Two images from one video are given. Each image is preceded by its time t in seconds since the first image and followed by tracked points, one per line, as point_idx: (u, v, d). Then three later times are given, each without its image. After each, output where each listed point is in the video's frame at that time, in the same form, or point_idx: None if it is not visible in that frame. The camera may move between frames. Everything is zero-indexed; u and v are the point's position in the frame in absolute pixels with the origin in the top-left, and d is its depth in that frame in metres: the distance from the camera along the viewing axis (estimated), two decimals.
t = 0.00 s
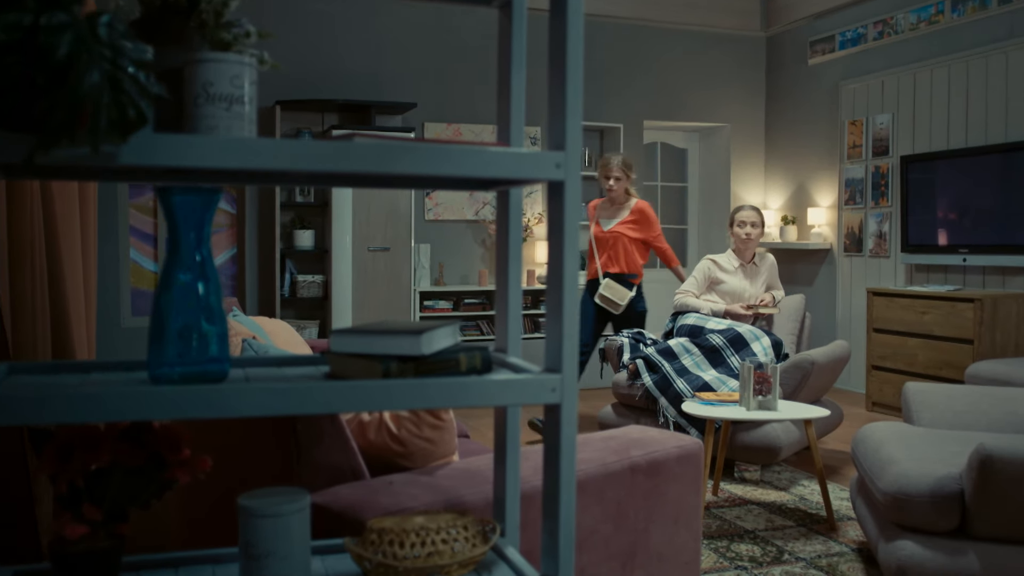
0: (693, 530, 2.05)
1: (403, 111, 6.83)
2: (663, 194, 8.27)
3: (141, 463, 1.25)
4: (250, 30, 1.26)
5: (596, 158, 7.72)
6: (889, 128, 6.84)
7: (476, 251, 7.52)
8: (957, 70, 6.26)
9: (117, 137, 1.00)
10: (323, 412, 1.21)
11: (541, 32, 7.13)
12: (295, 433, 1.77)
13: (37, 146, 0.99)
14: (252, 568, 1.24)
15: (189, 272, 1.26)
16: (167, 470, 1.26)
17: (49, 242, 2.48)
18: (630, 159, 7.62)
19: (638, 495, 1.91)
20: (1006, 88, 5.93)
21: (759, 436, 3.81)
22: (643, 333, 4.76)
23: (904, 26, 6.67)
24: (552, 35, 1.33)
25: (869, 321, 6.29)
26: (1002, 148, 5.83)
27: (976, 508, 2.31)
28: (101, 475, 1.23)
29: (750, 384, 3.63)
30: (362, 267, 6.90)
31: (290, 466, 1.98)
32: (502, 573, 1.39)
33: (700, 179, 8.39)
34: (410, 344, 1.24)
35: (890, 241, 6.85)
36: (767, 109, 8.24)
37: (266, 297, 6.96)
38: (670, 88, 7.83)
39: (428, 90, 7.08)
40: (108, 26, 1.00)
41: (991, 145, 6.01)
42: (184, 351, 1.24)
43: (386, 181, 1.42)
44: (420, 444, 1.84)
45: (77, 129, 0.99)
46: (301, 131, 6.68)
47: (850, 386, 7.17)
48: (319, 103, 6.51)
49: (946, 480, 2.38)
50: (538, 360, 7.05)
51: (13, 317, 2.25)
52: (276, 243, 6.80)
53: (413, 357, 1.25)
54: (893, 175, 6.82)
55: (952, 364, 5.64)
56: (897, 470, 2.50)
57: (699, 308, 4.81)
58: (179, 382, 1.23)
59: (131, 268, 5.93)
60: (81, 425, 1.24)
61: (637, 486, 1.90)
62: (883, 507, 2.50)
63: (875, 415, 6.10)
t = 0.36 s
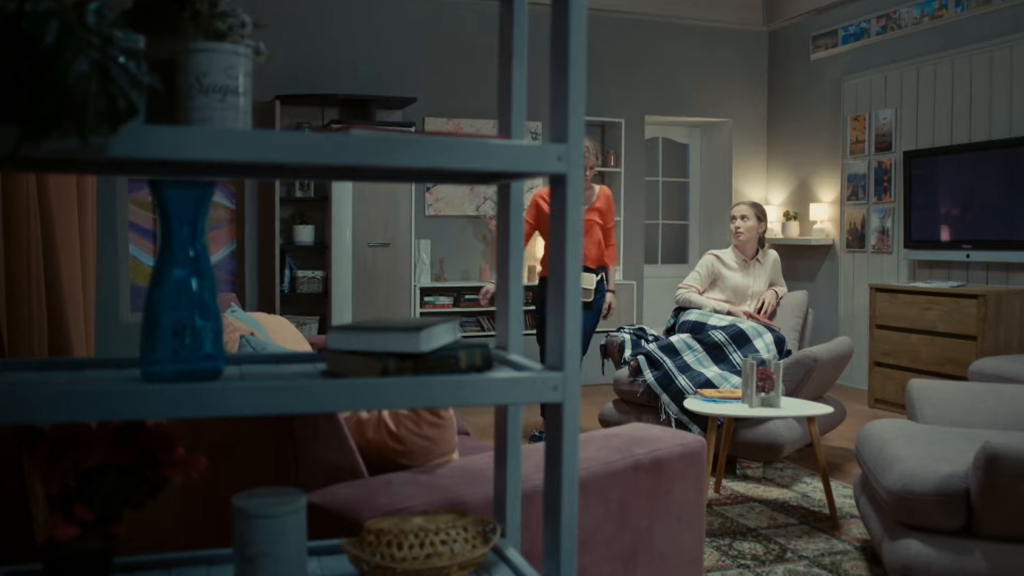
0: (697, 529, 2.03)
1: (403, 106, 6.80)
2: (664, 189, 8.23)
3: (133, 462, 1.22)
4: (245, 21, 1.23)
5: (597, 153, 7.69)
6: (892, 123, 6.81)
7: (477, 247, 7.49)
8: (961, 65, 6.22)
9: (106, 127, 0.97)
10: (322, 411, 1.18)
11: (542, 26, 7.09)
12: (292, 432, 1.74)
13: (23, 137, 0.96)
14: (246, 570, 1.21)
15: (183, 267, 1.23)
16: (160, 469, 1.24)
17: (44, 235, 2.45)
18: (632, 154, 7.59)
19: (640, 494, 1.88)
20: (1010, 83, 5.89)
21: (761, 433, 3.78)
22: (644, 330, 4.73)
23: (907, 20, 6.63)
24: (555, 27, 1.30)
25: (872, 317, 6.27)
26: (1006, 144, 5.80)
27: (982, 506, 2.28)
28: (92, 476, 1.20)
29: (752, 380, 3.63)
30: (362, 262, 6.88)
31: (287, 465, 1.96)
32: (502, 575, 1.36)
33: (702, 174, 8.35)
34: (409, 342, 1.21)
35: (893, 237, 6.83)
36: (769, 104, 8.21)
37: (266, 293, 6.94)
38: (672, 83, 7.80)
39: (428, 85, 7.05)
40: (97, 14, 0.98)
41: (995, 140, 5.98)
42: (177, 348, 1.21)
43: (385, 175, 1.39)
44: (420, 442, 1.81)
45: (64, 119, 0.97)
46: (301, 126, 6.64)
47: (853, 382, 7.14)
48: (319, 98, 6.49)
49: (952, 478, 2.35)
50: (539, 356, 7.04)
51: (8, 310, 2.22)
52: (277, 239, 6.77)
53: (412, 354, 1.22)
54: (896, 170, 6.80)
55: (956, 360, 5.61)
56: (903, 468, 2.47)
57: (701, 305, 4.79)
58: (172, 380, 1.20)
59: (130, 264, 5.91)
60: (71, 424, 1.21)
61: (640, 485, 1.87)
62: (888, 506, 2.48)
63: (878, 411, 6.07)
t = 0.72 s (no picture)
0: (698, 530, 1.99)
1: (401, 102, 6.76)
2: (664, 186, 8.21)
3: (120, 465, 1.19)
4: (237, 11, 1.20)
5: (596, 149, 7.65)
6: (892, 119, 6.78)
7: (476, 243, 7.46)
8: (962, 61, 6.18)
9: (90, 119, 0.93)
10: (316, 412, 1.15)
11: (541, 21, 7.05)
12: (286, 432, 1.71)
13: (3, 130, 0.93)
14: None
15: (172, 264, 1.20)
16: (149, 472, 1.21)
17: (38, 230, 2.42)
18: (631, 150, 7.56)
19: (641, 495, 1.85)
20: (1014, 78, 5.84)
21: (762, 431, 3.75)
22: (644, 327, 4.70)
23: (909, 16, 6.59)
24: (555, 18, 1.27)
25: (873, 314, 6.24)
26: (1007, 140, 5.77)
27: (987, 507, 2.25)
28: (78, 478, 1.17)
29: (753, 378, 3.60)
30: (361, 259, 6.84)
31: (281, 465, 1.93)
32: None
33: (702, 171, 8.32)
34: (404, 340, 1.18)
35: (893, 233, 6.80)
36: (769, 100, 8.17)
37: (263, 290, 6.90)
38: (671, 80, 7.77)
39: (426, 81, 7.01)
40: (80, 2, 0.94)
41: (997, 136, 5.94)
42: (166, 347, 1.17)
43: (380, 169, 1.36)
44: (417, 442, 1.78)
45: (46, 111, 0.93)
46: (299, 122, 6.60)
47: (853, 379, 7.11)
48: (317, 94, 6.45)
49: (957, 478, 2.32)
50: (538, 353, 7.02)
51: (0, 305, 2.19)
52: (274, 235, 6.73)
53: (408, 354, 1.18)
54: (897, 167, 6.76)
55: (957, 358, 5.58)
56: (907, 468, 2.44)
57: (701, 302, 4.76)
58: (161, 379, 1.16)
59: (127, 261, 5.88)
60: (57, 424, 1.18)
61: (641, 485, 1.84)
62: (892, 505, 2.45)
63: (878, 409, 6.05)
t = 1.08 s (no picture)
0: (697, 534, 1.96)
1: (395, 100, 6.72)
2: (659, 184, 8.18)
3: (99, 473, 1.15)
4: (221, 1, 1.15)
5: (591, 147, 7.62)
6: (888, 118, 6.76)
7: (470, 242, 7.41)
8: (959, 59, 6.15)
9: (64, 111, 0.89)
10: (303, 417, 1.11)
11: (537, 18, 7.01)
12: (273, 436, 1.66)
13: None
14: None
15: (154, 263, 1.15)
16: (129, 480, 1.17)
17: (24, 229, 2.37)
18: (627, 149, 7.52)
19: (638, 499, 1.81)
20: (1011, 76, 5.82)
21: (759, 432, 3.71)
22: (640, 327, 4.66)
23: (905, 14, 6.56)
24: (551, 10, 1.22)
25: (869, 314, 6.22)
26: (1003, 139, 5.75)
27: (989, 510, 2.22)
28: (54, 488, 1.13)
29: (750, 378, 3.56)
30: (354, 258, 6.80)
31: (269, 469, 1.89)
32: None
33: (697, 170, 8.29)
34: (394, 342, 1.14)
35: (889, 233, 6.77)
36: (765, 98, 8.15)
37: (256, 290, 6.85)
38: (667, 78, 7.73)
39: (419, 79, 6.97)
40: None
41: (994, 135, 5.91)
42: (146, 350, 1.13)
43: (369, 165, 1.32)
44: (409, 446, 1.74)
45: (16, 103, 0.89)
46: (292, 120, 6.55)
47: (849, 379, 7.09)
48: (310, 92, 6.40)
49: (958, 480, 2.28)
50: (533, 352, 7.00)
51: None
52: (267, 233, 6.68)
53: (398, 356, 1.14)
54: (893, 165, 6.74)
55: (954, 358, 5.55)
56: (906, 470, 2.41)
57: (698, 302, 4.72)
58: (142, 383, 1.12)
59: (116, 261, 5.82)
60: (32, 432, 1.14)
61: (638, 489, 1.80)
62: (891, 508, 2.41)
63: (875, 409, 6.02)
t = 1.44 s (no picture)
0: (692, 540, 1.91)
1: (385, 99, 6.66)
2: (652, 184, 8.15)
3: (70, 484, 1.11)
4: None
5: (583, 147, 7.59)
6: (882, 117, 6.74)
7: (461, 243, 7.38)
8: (953, 59, 6.13)
9: (29, 103, 0.84)
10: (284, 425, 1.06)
11: (529, 17, 6.96)
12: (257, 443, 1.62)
13: None
14: None
15: (128, 264, 1.10)
16: (105, 491, 1.13)
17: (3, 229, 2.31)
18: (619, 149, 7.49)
19: (633, 505, 1.76)
20: (1005, 76, 5.79)
21: (752, 434, 3.68)
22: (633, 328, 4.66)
23: (899, 13, 6.54)
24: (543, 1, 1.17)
25: (862, 314, 6.20)
26: (997, 139, 5.72)
27: (988, 513, 2.18)
28: (24, 500, 1.09)
29: (745, 380, 3.52)
30: (344, 258, 6.75)
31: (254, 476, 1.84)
32: None
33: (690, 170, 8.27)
34: (379, 345, 1.09)
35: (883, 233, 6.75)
36: (757, 97, 8.13)
37: (246, 291, 6.78)
38: (660, 77, 7.71)
39: (410, 78, 6.92)
40: None
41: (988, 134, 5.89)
42: (121, 354, 1.08)
43: (356, 161, 1.27)
44: (398, 452, 1.69)
45: None
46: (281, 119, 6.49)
47: (843, 380, 7.07)
48: (300, 91, 6.35)
49: (957, 484, 2.25)
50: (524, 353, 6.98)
51: None
52: (256, 233, 6.63)
53: (383, 361, 1.09)
54: (886, 165, 6.72)
55: (947, 358, 5.53)
56: (904, 473, 2.37)
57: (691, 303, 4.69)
58: (116, 389, 1.07)
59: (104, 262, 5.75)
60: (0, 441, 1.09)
61: (632, 495, 1.76)
62: (889, 512, 2.37)
63: (868, 410, 6.00)
